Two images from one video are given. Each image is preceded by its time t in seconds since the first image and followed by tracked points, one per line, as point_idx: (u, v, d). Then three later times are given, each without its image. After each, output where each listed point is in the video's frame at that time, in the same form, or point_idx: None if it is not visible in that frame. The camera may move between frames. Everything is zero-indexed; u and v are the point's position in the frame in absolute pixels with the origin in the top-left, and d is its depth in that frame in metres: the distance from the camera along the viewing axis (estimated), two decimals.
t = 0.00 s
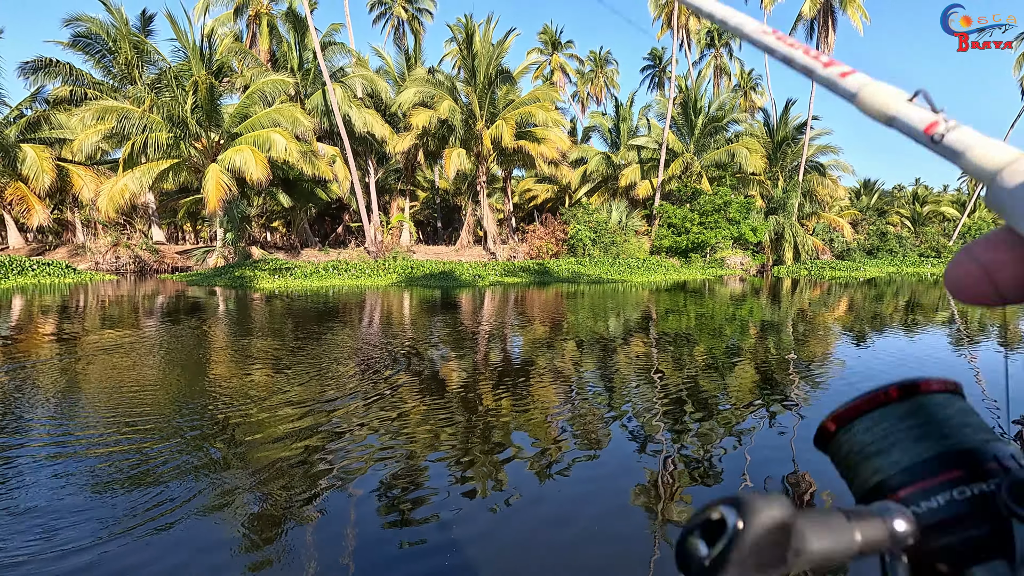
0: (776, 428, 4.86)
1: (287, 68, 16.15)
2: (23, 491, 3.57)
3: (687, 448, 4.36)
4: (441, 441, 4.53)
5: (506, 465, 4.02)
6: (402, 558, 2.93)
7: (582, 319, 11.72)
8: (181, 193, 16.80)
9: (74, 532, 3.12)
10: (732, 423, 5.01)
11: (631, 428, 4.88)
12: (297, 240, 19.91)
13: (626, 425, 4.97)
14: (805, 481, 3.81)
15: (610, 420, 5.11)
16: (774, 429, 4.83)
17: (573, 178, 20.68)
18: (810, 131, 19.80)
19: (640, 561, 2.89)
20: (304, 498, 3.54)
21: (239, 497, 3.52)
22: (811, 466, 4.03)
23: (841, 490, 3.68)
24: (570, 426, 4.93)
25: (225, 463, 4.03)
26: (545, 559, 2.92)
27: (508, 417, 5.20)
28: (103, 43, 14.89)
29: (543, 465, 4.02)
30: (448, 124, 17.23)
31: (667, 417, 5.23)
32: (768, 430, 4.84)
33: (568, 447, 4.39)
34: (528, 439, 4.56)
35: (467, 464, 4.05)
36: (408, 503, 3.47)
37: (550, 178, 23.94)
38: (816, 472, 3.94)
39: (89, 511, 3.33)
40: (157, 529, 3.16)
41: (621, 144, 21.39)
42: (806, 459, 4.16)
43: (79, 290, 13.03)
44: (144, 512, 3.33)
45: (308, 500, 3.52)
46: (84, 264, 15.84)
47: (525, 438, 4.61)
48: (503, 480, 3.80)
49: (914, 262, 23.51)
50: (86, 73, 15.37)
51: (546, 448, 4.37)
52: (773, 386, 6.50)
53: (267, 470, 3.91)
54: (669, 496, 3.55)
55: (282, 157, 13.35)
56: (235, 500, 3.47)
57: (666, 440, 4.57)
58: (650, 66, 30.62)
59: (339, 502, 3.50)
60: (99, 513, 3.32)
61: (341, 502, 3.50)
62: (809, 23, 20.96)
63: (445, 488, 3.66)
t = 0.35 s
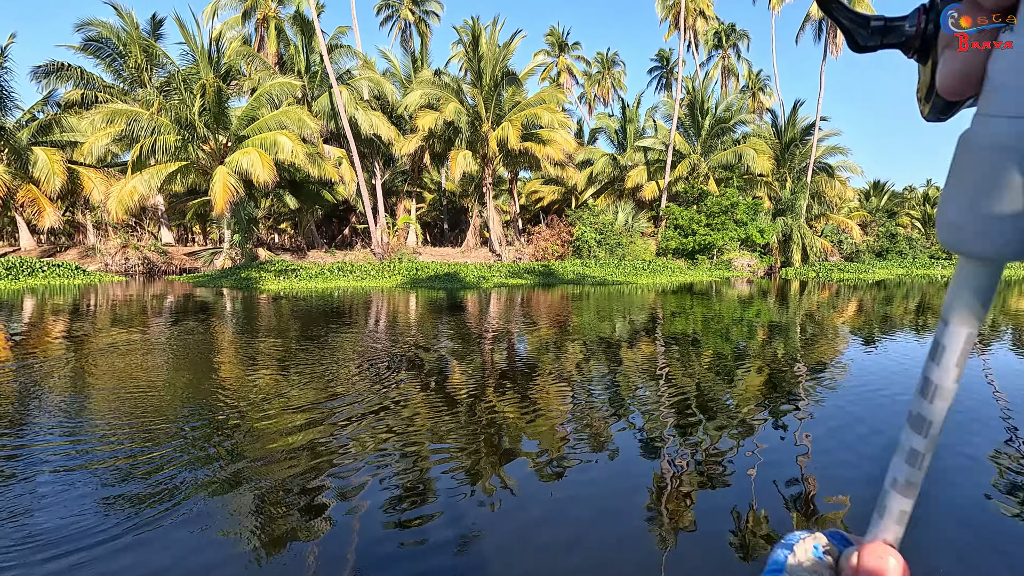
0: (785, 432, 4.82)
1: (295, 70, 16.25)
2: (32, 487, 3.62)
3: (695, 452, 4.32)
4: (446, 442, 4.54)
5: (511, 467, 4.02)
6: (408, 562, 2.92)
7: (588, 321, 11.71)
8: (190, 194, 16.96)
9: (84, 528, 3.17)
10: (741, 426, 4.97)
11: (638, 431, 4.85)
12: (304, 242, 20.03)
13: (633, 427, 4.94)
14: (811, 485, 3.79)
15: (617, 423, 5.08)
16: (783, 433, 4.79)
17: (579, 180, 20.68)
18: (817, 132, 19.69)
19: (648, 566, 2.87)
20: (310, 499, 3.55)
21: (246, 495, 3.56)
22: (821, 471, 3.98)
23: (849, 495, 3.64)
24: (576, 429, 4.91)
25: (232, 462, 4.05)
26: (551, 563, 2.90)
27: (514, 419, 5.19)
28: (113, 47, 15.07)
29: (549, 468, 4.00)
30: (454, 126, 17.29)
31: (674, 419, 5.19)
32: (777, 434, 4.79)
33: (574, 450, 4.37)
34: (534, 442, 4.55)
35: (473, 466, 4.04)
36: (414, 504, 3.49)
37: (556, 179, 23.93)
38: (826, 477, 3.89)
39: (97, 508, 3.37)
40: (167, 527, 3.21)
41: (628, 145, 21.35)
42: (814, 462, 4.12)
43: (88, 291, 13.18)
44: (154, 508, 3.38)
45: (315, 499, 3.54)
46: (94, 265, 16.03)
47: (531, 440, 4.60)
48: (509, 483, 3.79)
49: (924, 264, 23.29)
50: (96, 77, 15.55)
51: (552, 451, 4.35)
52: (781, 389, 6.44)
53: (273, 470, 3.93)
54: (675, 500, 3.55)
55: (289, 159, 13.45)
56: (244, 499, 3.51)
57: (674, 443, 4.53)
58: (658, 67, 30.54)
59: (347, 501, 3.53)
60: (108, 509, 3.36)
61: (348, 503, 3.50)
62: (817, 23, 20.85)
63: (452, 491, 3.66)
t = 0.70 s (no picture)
0: (792, 433, 4.76)
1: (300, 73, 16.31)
2: (40, 489, 3.64)
3: (701, 454, 4.28)
4: (451, 445, 4.51)
5: (517, 471, 3.98)
6: (409, 562, 2.90)
7: (592, 323, 11.68)
8: (196, 197, 17.07)
9: (91, 529, 3.17)
10: (747, 428, 4.92)
11: (643, 433, 4.82)
12: (309, 244, 20.13)
13: (638, 430, 4.91)
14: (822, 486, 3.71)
15: (622, 425, 5.05)
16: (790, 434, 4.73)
17: (584, 182, 20.67)
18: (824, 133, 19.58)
19: (650, 567, 2.84)
20: (314, 500, 3.55)
21: (252, 497, 3.56)
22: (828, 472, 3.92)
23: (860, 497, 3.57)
24: (580, 431, 4.90)
25: (237, 463, 4.07)
26: (554, 564, 2.88)
27: (519, 421, 5.18)
28: (122, 52, 15.23)
29: (553, 470, 3.99)
30: (459, 128, 17.32)
31: (680, 422, 5.16)
32: (783, 434, 4.74)
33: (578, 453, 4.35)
34: (540, 446, 4.52)
35: (477, 468, 4.03)
36: (420, 506, 3.46)
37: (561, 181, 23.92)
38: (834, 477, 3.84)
39: (104, 510, 3.37)
40: (173, 529, 3.20)
41: (633, 147, 21.32)
42: (825, 464, 4.05)
43: (95, 293, 13.30)
44: (161, 510, 3.37)
45: (321, 502, 3.52)
46: (102, 268, 16.17)
47: (536, 443, 4.58)
48: (513, 484, 3.77)
49: (933, 266, 23.07)
50: (105, 81, 15.71)
51: (556, 453, 4.33)
52: (788, 391, 6.39)
53: (278, 471, 3.94)
54: (683, 503, 3.50)
55: (294, 161, 13.52)
56: (248, 499, 3.52)
57: (679, 446, 4.50)
58: (664, 69, 30.48)
59: (352, 503, 3.51)
60: (114, 511, 3.36)
61: (351, 504, 3.50)
62: (823, 24, 20.74)
63: (456, 492, 3.64)
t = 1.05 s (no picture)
0: (794, 436, 4.73)
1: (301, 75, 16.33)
2: (44, 487, 3.68)
3: (704, 455, 4.25)
4: (450, 446, 4.53)
5: (516, 471, 3.99)
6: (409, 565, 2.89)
7: (593, 324, 11.66)
8: (198, 199, 17.13)
9: (95, 529, 3.20)
10: (749, 430, 4.88)
11: (645, 436, 4.80)
12: (310, 246, 20.17)
13: (639, 432, 4.89)
14: (821, 488, 3.70)
15: (623, 427, 5.04)
16: (793, 437, 4.69)
17: (585, 183, 20.67)
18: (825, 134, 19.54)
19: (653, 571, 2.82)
20: (315, 502, 3.55)
21: (253, 498, 3.58)
22: (832, 475, 3.89)
23: (860, 498, 3.57)
24: (582, 433, 4.89)
25: (240, 464, 4.09)
26: (555, 568, 2.86)
27: (519, 423, 5.17)
28: (124, 54, 15.29)
29: (555, 473, 3.97)
30: (459, 129, 17.34)
31: (682, 424, 5.14)
32: (786, 437, 4.70)
33: (580, 455, 4.32)
34: (539, 446, 4.53)
35: (478, 470, 4.02)
36: (420, 506, 3.47)
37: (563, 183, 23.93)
38: (837, 480, 3.80)
39: (108, 508, 3.41)
40: (176, 529, 3.23)
41: (634, 148, 21.30)
42: (824, 466, 4.04)
43: (96, 294, 13.35)
44: (164, 511, 3.40)
45: (321, 502, 3.54)
46: (103, 269, 16.22)
47: (535, 444, 4.57)
48: (514, 488, 3.75)
49: (936, 267, 22.99)
50: (107, 83, 15.77)
51: (557, 455, 4.32)
52: (790, 393, 6.37)
53: (280, 473, 3.94)
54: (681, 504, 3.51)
55: (294, 163, 13.55)
56: (251, 501, 3.53)
57: (681, 448, 4.47)
58: (665, 70, 30.44)
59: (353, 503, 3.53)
60: (118, 510, 3.39)
61: (353, 505, 3.49)
62: (825, 24, 20.69)
63: (456, 495, 3.63)
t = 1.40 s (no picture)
0: (795, 437, 4.67)
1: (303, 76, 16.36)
2: (47, 490, 3.65)
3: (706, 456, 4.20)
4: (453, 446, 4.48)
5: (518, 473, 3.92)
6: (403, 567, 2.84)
7: (595, 326, 11.66)
8: (201, 200, 17.20)
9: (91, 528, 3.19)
10: (751, 431, 4.83)
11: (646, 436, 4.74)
12: (312, 247, 20.22)
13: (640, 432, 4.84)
14: (827, 491, 3.64)
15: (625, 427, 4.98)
16: (796, 438, 4.63)
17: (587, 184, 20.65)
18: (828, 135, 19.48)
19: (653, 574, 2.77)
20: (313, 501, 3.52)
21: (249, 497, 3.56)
22: (835, 477, 3.83)
23: (864, 502, 3.51)
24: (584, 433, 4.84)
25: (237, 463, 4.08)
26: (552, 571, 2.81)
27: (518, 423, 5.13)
28: (128, 57, 15.40)
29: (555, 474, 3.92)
30: (461, 131, 17.36)
31: (684, 424, 5.09)
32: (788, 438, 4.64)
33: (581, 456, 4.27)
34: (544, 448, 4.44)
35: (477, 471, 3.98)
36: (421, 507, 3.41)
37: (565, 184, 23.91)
38: (840, 483, 3.75)
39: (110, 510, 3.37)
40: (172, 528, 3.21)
41: (637, 149, 21.27)
42: (831, 470, 3.97)
43: (99, 295, 13.41)
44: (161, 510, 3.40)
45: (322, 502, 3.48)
46: (106, 271, 16.29)
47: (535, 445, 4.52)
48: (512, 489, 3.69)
49: (940, 268, 22.88)
50: (111, 86, 15.86)
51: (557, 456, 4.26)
52: (793, 394, 6.31)
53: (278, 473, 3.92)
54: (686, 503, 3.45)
55: (295, 164, 13.58)
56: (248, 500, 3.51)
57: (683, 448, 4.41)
58: (669, 71, 30.40)
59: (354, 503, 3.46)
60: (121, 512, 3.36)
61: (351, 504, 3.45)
62: (828, 25, 20.63)
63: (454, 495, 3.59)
